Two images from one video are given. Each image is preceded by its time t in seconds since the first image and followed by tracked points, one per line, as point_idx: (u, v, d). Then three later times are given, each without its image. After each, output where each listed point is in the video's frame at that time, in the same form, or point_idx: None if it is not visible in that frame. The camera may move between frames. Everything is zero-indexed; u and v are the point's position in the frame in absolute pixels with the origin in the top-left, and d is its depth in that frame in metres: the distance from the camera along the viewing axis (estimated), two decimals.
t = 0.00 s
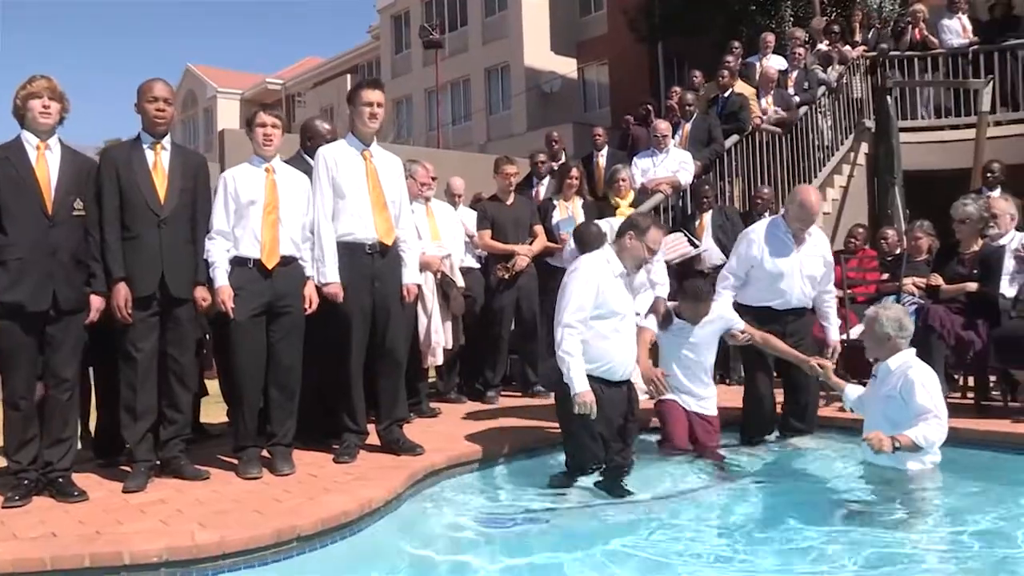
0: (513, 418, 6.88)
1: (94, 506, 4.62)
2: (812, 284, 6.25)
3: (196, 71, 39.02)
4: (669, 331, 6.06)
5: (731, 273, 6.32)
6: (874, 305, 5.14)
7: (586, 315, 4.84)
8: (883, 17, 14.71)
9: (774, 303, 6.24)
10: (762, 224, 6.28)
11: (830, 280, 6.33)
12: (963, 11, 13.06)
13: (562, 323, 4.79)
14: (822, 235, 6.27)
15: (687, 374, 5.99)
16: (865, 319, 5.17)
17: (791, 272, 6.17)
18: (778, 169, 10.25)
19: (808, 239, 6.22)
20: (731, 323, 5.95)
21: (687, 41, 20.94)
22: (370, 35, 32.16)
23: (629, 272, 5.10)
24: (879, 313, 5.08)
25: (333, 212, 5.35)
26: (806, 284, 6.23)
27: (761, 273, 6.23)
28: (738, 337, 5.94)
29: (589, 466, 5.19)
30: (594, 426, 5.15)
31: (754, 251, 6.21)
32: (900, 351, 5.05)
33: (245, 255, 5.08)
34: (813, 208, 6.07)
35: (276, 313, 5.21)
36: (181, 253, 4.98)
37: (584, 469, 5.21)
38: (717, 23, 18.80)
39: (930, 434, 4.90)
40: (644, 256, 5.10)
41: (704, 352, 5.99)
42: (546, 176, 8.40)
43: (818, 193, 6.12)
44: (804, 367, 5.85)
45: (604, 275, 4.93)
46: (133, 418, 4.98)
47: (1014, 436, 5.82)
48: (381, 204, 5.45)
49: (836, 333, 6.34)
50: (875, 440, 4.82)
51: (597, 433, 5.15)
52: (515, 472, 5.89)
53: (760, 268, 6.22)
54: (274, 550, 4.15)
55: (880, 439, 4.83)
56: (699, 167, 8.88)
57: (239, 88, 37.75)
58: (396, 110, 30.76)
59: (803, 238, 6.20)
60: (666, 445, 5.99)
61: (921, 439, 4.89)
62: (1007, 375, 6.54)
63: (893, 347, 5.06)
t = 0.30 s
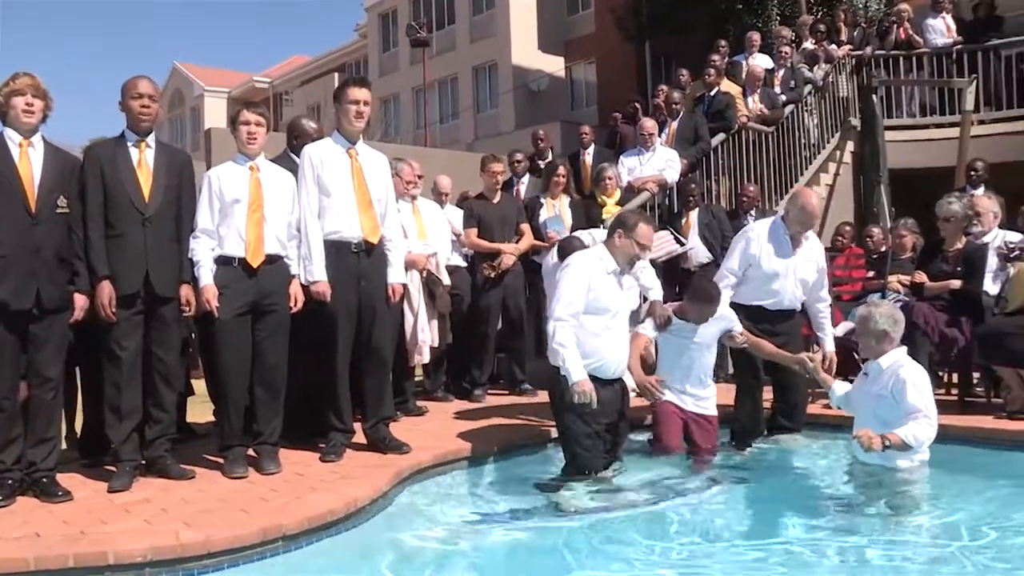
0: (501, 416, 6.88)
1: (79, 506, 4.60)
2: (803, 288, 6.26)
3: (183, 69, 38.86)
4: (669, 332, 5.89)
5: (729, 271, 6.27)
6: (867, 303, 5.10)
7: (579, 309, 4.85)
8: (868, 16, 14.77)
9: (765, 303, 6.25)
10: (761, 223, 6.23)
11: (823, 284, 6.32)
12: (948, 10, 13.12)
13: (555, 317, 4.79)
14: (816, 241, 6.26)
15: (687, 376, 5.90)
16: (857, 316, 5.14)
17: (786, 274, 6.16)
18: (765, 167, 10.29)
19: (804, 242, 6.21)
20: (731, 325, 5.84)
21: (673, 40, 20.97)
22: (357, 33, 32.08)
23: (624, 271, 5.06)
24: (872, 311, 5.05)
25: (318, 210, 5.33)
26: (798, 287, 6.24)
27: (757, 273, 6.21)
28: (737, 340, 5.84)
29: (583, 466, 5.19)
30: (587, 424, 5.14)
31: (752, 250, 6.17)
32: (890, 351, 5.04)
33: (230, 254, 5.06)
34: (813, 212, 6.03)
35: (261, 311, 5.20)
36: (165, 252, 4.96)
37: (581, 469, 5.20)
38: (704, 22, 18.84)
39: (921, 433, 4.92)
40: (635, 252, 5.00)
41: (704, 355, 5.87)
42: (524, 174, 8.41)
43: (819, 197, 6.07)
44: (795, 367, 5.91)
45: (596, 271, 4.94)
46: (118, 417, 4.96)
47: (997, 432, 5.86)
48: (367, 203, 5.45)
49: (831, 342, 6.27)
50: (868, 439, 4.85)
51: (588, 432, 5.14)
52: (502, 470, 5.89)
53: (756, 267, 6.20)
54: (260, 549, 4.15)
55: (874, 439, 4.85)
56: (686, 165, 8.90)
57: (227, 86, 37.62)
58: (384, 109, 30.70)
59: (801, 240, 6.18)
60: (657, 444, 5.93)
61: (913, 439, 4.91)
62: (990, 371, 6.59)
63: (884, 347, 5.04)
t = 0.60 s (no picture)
0: (488, 414, 6.89)
1: (63, 506, 4.58)
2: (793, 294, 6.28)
3: (170, 68, 38.71)
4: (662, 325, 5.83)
5: (728, 263, 6.29)
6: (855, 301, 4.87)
7: (560, 310, 4.82)
8: (854, 15, 14.83)
9: (754, 304, 6.28)
10: (769, 223, 6.23)
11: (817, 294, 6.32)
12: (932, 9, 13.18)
13: (534, 318, 4.78)
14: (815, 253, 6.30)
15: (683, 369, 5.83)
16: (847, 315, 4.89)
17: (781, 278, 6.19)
18: (751, 166, 10.32)
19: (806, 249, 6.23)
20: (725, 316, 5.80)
21: (660, 39, 21.01)
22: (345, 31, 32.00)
23: (607, 266, 5.02)
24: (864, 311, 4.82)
25: (304, 207, 5.31)
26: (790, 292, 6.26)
27: (754, 271, 6.23)
28: (731, 333, 5.79)
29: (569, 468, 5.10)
30: (570, 424, 5.05)
31: (754, 249, 6.17)
32: (884, 351, 4.84)
33: (216, 252, 5.05)
34: (818, 220, 6.04)
35: (246, 310, 5.18)
36: (150, 249, 4.94)
37: (564, 469, 5.11)
38: (692, 21, 18.88)
39: (927, 437, 4.68)
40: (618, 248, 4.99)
41: (700, 348, 5.80)
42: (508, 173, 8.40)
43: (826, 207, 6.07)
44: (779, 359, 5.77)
45: (580, 270, 4.89)
46: (103, 416, 4.94)
47: (980, 428, 5.88)
48: (353, 199, 5.43)
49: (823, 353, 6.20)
50: (879, 449, 4.62)
51: (572, 432, 5.06)
52: (488, 469, 5.89)
53: (755, 264, 6.21)
54: (245, 548, 4.13)
55: (884, 447, 4.62)
56: (672, 163, 8.92)
57: (213, 85, 37.50)
58: (372, 107, 30.65)
59: (802, 248, 6.21)
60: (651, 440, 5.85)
61: (921, 443, 4.66)
62: (973, 368, 6.63)
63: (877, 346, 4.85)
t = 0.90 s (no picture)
0: (472, 412, 6.90)
1: (44, 505, 4.56)
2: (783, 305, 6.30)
3: (154, 65, 38.53)
4: (651, 324, 5.77)
5: (723, 263, 6.26)
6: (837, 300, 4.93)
7: (531, 313, 4.78)
8: (838, 12, 14.89)
9: (741, 308, 6.33)
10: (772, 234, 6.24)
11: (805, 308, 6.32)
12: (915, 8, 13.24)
13: (505, 324, 4.75)
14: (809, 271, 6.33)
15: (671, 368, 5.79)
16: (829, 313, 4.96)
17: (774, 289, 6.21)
18: (734, 163, 10.35)
19: (802, 266, 6.25)
20: (714, 313, 5.84)
21: (644, 36, 21.04)
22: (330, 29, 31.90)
23: (576, 265, 5.00)
24: (846, 309, 4.88)
25: (287, 206, 5.30)
26: (779, 303, 6.28)
27: (748, 277, 6.23)
28: (720, 330, 5.81)
29: (551, 468, 5.06)
30: (552, 424, 5.02)
31: (752, 257, 6.18)
32: (867, 347, 4.89)
33: (197, 249, 5.02)
34: (820, 239, 5.99)
35: (229, 308, 5.17)
36: (132, 247, 4.93)
37: (546, 468, 5.06)
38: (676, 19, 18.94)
39: (928, 426, 4.65)
40: (585, 245, 4.95)
41: (691, 346, 5.77)
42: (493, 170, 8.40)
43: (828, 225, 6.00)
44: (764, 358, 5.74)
45: (551, 272, 4.85)
46: (85, 415, 4.91)
47: (960, 423, 5.91)
48: (337, 196, 5.42)
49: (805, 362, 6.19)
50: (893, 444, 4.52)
51: (553, 431, 5.03)
52: (472, 466, 5.90)
53: (751, 271, 6.21)
54: (227, 547, 4.13)
55: (895, 441, 4.55)
56: (656, 161, 8.94)
57: (198, 82, 37.33)
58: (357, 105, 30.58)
59: (800, 263, 6.23)
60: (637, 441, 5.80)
61: (926, 433, 4.61)
62: (953, 364, 6.69)
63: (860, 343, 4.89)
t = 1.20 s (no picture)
0: (457, 410, 6.90)
1: (26, 504, 4.54)
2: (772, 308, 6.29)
3: (142, 62, 38.36)
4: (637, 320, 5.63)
5: (707, 269, 6.20)
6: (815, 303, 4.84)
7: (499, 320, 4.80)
8: (825, 14, 14.95)
9: (732, 314, 6.29)
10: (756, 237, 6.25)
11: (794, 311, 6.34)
12: (901, 10, 13.30)
13: (472, 331, 4.77)
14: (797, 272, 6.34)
15: (657, 364, 5.68)
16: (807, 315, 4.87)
17: (762, 293, 6.20)
18: (721, 163, 10.38)
19: (789, 268, 6.28)
20: (699, 313, 5.71)
21: (632, 37, 21.07)
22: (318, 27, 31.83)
23: (550, 268, 4.96)
24: (823, 313, 4.78)
25: (274, 204, 5.27)
26: (768, 308, 6.28)
27: (734, 281, 6.20)
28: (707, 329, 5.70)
29: (531, 470, 5.03)
30: (529, 424, 5.00)
31: (738, 262, 6.16)
32: (851, 349, 4.79)
33: (182, 248, 5.01)
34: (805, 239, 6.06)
35: (213, 307, 5.15)
36: (117, 245, 4.90)
37: (524, 471, 5.03)
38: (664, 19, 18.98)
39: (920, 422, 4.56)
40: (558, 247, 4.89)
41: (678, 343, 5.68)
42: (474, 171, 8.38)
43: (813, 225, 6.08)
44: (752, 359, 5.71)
45: (522, 277, 4.85)
46: (68, 414, 4.88)
47: (940, 423, 5.95)
48: (324, 195, 5.41)
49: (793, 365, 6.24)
50: (890, 442, 4.40)
51: (530, 432, 5.00)
52: (457, 465, 5.90)
53: (737, 275, 6.19)
54: (209, 545, 4.12)
55: (894, 440, 4.42)
56: (642, 161, 8.96)
57: (186, 80, 37.18)
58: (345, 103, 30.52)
59: (784, 263, 6.26)
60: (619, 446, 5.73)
61: (921, 430, 4.50)
62: (936, 364, 6.73)
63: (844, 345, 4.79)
